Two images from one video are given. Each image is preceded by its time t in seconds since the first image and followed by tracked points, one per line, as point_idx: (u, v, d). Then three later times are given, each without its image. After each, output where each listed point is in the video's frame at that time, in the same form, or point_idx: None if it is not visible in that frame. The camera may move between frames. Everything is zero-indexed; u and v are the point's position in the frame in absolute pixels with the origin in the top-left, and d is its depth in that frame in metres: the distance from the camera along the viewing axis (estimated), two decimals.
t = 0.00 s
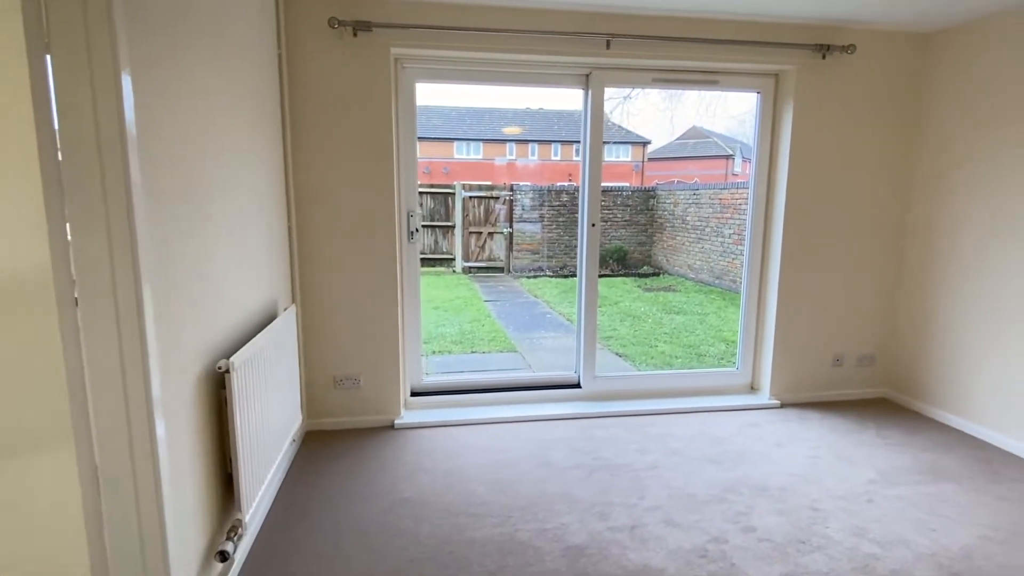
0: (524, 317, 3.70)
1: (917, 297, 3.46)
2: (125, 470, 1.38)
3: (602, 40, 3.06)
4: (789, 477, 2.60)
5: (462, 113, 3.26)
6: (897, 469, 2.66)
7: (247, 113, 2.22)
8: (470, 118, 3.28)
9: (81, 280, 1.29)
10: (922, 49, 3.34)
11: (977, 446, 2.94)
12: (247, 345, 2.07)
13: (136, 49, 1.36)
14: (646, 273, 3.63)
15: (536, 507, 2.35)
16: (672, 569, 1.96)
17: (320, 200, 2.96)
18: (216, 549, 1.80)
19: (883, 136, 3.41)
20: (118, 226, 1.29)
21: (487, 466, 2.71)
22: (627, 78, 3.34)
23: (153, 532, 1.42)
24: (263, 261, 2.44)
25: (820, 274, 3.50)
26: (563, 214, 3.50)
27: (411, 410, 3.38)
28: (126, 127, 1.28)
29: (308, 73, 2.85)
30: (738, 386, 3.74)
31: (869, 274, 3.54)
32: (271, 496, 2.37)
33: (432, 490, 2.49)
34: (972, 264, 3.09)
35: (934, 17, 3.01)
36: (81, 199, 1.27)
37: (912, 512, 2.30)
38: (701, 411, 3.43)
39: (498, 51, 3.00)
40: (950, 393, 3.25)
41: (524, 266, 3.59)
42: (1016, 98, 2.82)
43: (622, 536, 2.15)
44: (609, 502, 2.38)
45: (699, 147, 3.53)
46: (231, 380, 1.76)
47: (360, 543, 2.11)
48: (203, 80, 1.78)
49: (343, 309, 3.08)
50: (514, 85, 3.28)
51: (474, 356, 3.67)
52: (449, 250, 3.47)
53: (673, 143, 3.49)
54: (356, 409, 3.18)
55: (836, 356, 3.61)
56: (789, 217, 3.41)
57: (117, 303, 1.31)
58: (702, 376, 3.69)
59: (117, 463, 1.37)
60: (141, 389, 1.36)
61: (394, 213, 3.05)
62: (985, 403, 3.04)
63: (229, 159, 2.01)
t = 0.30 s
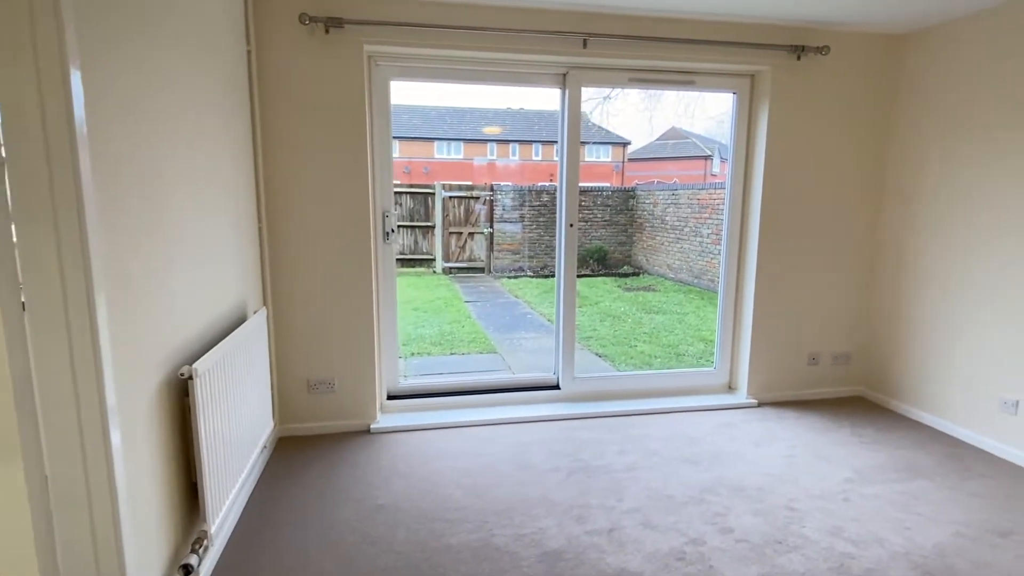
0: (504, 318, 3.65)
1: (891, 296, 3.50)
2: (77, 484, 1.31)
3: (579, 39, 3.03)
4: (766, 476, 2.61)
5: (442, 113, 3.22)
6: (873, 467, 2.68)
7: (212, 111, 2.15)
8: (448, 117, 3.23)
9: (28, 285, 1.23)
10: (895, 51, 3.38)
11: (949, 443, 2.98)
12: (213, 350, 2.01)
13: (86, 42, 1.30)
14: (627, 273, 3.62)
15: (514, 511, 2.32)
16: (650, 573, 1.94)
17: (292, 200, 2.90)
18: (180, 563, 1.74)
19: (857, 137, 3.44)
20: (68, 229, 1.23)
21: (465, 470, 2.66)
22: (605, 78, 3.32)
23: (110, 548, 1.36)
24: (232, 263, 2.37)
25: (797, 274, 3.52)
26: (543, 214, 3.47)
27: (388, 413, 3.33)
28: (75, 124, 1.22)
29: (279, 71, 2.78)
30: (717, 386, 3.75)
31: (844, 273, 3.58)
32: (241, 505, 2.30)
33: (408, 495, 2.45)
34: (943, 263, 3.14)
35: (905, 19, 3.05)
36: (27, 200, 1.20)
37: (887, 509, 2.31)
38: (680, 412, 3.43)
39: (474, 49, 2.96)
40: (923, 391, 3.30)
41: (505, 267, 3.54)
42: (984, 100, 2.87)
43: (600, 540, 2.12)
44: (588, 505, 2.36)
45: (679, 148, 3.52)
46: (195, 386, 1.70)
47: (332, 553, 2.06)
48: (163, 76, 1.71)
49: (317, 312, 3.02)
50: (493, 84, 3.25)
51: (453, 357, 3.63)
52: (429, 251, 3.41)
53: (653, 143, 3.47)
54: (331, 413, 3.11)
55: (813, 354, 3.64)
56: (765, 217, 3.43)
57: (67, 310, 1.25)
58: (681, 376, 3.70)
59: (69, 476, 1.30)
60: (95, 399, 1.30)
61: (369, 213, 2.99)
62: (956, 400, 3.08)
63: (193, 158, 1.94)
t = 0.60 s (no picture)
0: (482, 319, 3.61)
1: (862, 295, 3.55)
2: (25, 500, 1.24)
3: (554, 38, 3.01)
4: (742, 475, 2.61)
5: (420, 113, 3.18)
6: (846, 464, 2.71)
7: (174, 108, 2.07)
8: (425, 115, 3.18)
9: None
10: (865, 53, 3.43)
11: (919, 439, 3.03)
12: (176, 354, 1.94)
13: (31, 34, 1.23)
14: (605, 273, 3.62)
15: (491, 515, 2.28)
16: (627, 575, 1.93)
17: (261, 200, 2.82)
18: None
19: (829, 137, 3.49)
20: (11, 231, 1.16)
21: (441, 474, 2.62)
22: (581, 77, 3.31)
23: (61, 565, 1.29)
24: (197, 265, 2.29)
25: (771, 273, 3.56)
26: (522, 214, 3.44)
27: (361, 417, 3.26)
28: (19, 120, 1.15)
29: (247, 67, 2.70)
30: (693, 385, 3.77)
31: (817, 272, 3.62)
32: (207, 515, 2.23)
33: (382, 502, 2.39)
34: (912, 262, 3.19)
35: (874, 21, 3.09)
36: None
37: (860, 506, 2.33)
38: (657, 411, 3.43)
39: (448, 47, 2.92)
40: (894, 388, 3.35)
41: (483, 267, 3.51)
42: (951, 101, 2.92)
43: (577, 543, 2.10)
44: (565, 508, 2.34)
45: (656, 148, 3.52)
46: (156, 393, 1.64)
47: (303, 562, 2.00)
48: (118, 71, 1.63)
49: (287, 314, 2.95)
50: (469, 82, 3.21)
51: (430, 359, 3.59)
52: (406, 251, 3.39)
53: (630, 143, 3.47)
54: (304, 418, 3.04)
55: (787, 353, 3.68)
56: (739, 216, 3.45)
57: (10, 316, 1.18)
58: (658, 376, 3.70)
59: (17, 492, 1.23)
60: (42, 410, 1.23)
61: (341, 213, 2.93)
62: (926, 396, 3.14)
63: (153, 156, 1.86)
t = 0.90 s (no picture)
0: (457, 319, 3.56)
1: (832, 293, 3.60)
2: None
3: (527, 35, 2.98)
4: (718, 475, 2.61)
5: (393, 111, 3.11)
6: (819, 462, 2.74)
7: (128, 104, 1.98)
8: (396, 113, 3.12)
9: None
10: (834, 54, 3.47)
11: (888, 435, 3.08)
12: (132, 361, 1.85)
13: None
14: (580, 272, 3.60)
15: (465, 521, 2.23)
16: None
17: (225, 200, 2.72)
18: None
19: (799, 138, 3.53)
20: None
21: (414, 480, 2.56)
22: (555, 76, 3.28)
23: None
24: (155, 268, 2.20)
25: (744, 272, 3.58)
26: (496, 214, 3.40)
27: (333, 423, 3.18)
28: None
29: (209, 61, 2.61)
30: (668, 384, 3.77)
31: (789, 271, 3.66)
32: (167, 529, 2.13)
33: (353, 510, 2.33)
34: (880, 261, 3.24)
35: (843, 23, 3.13)
36: None
37: (832, 503, 2.35)
38: (632, 411, 3.42)
39: (419, 43, 2.86)
40: (863, 385, 3.41)
41: (458, 267, 3.45)
42: (917, 103, 2.98)
43: (552, 548, 2.07)
44: (540, 512, 2.30)
45: (630, 148, 3.51)
46: (108, 403, 1.56)
47: None
48: (61, 64, 1.54)
49: (254, 318, 2.85)
50: (442, 80, 3.15)
51: (407, 361, 3.52)
52: (380, 252, 3.32)
53: (605, 143, 3.46)
54: (272, 424, 2.95)
55: (760, 351, 3.71)
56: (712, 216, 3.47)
57: None
58: (633, 376, 3.69)
59: None
60: None
61: (309, 214, 2.85)
62: (895, 393, 3.19)
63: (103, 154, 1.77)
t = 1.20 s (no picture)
0: (429, 321, 3.50)
1: (801, 292, 3.65)
2: None
3: (498, 32, 2.93)
4: (692, 475, 2.61)
5: (361, 109, 3.02)
6: (790, 460, 2.75)
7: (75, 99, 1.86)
8: (364, 111, 3.03)
9: None
10: (800, 56, 3.52)
11: (856, 431, 3.13)
12: (79, 371, 1.73)
13: None
14: (552, 272, 3.56)
15: (438, 530, 2.17)
16: None
17: (182, 199, 2.60)
18: None
19: (768, 139, 3.56)
20: None
21: (385, 489, 2.48)
22: (527, 74, 3.23)
23: None
24: (107, 272, 2.08)
25: (715, 272, 3.60)
26: (468, 214, 3.34)
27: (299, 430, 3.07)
28: None
29: (164, 54, 2.48)
30: (641, 385, 3.77)
31: (759, 270, 3.70)
32: (121, 547, 2.01)
33: (321, 522, 2.24)
34: (847, 260, 3.29)
35: (810, 25, 3.17)
36: None
37: (805, 502, 2.36)
38: (606, 412, 3.40)
39: (387, 39, 2.78)
40: (831, 382, 3.46)
41: (429, 268, 3.38)
42: (882, 104, 3.03)
43: (528, 556, 2.02)
44: (515, 518, 2.25)
45: (600, 148, 3.49)
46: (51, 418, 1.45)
47: None
48: None
49: (215, 323, 2.73)
50: (411, 78, 3.08)
51: (376, 365, 3.45)
52: (349, 253, 3.22)
53: (577, 144, 3.44)
54: (235, 434, 2.83)
55: (731, 350, 3.74)
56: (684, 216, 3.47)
57: None
58: (606, 377, 3.67)
59: None
60: None
61: (272, 214, 2.74)
62: (862, 390, 3.25)
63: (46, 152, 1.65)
